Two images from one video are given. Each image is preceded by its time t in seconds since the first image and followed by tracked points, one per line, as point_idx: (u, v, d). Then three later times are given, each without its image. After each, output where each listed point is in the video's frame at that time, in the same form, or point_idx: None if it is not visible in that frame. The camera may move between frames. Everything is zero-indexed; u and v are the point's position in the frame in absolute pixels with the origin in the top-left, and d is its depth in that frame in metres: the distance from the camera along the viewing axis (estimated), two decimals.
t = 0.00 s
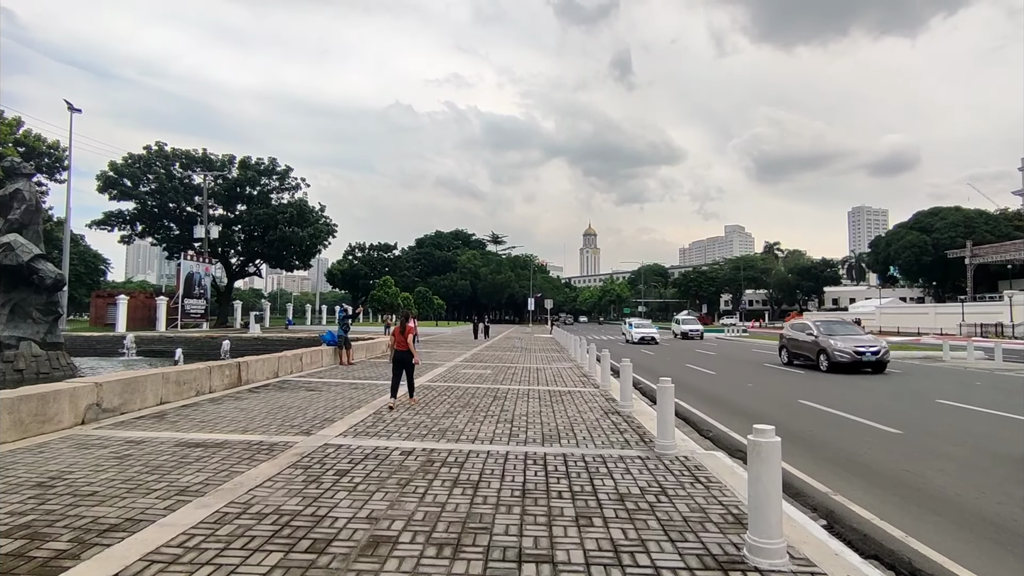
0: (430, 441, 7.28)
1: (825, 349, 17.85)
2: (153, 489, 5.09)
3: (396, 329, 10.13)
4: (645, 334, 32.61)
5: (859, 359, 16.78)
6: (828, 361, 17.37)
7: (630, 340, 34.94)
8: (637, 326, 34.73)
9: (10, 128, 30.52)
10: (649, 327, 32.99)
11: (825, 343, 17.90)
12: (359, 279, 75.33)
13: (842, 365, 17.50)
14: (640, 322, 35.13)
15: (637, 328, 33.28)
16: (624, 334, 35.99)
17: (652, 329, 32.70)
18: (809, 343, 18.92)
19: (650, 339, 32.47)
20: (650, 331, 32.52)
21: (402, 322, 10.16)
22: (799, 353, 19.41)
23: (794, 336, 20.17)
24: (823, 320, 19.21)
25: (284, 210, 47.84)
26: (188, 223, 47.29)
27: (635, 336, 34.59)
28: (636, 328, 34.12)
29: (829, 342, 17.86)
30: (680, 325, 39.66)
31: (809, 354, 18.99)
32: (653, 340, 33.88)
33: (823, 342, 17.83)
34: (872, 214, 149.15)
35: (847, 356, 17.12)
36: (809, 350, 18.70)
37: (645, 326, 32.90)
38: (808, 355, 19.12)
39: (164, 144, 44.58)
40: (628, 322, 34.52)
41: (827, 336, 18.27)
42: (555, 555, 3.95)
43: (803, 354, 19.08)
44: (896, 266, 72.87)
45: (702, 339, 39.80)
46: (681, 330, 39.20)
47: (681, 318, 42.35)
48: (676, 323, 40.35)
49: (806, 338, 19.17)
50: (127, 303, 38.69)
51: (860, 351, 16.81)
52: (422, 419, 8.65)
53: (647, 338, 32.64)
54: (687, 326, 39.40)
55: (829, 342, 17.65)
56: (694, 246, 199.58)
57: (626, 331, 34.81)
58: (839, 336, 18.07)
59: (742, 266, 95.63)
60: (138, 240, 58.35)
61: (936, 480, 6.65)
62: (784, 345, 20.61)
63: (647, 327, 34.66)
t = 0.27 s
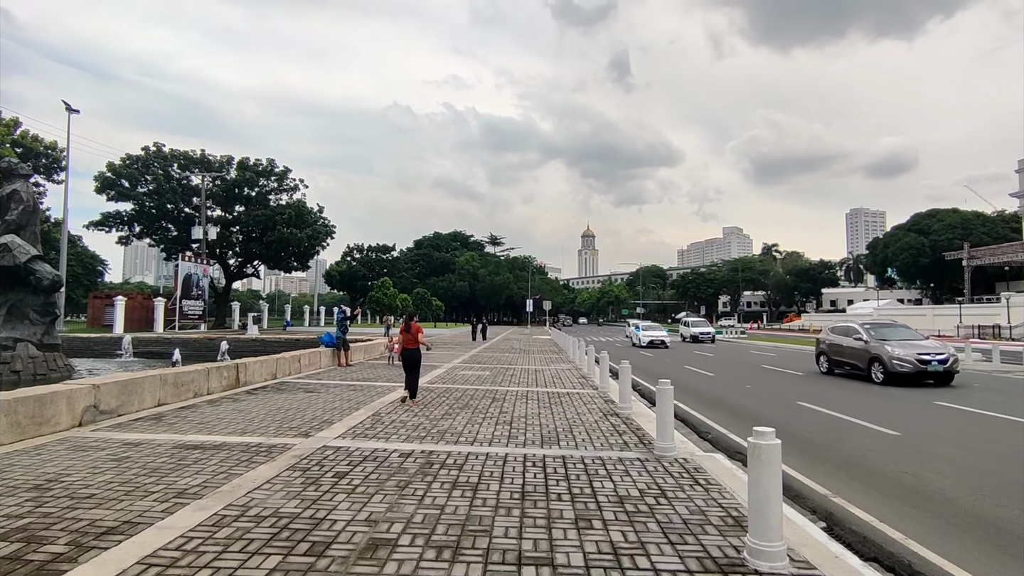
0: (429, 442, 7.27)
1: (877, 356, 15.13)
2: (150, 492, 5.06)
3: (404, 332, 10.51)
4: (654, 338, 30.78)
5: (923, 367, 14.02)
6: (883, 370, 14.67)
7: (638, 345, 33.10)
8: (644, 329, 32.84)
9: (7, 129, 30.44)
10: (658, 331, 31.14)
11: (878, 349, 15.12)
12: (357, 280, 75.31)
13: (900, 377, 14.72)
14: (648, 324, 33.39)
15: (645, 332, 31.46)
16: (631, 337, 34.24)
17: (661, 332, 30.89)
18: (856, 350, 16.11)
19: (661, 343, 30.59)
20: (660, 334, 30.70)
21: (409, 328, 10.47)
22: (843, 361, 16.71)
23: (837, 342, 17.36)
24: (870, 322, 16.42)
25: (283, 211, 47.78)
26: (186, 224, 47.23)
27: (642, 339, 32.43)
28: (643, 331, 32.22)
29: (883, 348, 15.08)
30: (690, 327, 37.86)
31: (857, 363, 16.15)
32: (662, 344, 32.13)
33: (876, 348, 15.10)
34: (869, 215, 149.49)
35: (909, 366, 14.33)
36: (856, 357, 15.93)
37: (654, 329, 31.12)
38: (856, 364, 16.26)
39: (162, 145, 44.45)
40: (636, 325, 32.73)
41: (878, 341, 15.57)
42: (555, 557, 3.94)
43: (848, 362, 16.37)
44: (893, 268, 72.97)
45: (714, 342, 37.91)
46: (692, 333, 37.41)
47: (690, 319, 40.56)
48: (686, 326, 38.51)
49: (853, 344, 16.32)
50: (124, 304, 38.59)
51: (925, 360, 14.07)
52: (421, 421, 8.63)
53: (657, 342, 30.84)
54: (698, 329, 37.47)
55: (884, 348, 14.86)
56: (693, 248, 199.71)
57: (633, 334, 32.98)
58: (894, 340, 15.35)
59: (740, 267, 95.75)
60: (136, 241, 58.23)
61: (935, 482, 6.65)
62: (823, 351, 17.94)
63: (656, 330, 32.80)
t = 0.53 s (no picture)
0: (425, 444, 7.26)
1: (953, 366, 12.98)
2: (146, 494, 5.04)
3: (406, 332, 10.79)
4: (662, 341, 28.73)
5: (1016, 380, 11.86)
6: (963, 383, 12.50)
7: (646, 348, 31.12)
8: (653, 331, 30.80)
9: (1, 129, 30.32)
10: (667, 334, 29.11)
11: (952, 357, 12.99)
12: (354, 281, 75.27)
13: (982, 391, 12.59)
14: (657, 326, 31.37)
15: (653, 335, 29.45)
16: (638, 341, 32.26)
17: (671, 336, 28.87)
18: (921, 359, 13.97)
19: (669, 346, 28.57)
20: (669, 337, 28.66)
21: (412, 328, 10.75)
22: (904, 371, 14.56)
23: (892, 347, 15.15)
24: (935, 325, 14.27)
25: (279, 212, 47.71)
26: (182, 224, 47.11)
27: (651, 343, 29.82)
28: (651, 334, 30.18)
29: (959, 356, 12.96)
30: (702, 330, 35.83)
31: (922, 373, 13.98)
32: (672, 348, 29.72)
33: (951, 357, 12.99)
34: (865, 217, 150.06)
35: (996, 379, 12.21)
36: (924, 368, 13.80)
37: (663, 332, 29.11)
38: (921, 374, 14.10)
39: (158, 145, 44.30)
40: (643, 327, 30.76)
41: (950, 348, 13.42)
42: (551, 558, 3.94)
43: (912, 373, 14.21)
44: (889, 270, 73.23)
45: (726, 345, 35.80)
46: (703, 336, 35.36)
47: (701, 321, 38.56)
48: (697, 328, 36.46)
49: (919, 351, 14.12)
50: (119, 305, 38.48)
51: (1017, 371, 11.92)
52: (417, 423, 8.62)
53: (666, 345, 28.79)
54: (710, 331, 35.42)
55: (962, 357, 12.76)
56: (689, 249, 200.16)
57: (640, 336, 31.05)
58: (969, 346, 13.21)
59: (737, 269, 95.97)
60: (131, 242, 58.05)
61: (929, 483, 6.70)
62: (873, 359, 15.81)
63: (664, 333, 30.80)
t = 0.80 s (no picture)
0: (419, 444, 7.25)
1: None
2: (137, 495, 5.01)
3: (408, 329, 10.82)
4: (672, 345, 26.26)
5: None
6: None
7: (651, 351, 28.72)
8: (660, 333, 28.33)
9: None
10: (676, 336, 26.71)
11: None
12: (348, 281, 75.13)
13: None
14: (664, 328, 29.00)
15: (660, 337, 26.97)
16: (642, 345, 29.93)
17: (681, 339, 26.57)
18: (1011, 369, 10.92)
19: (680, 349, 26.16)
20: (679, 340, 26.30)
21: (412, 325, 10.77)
22: (984, 384, 11.51)
23: (971, 356, 11.85)
24: None
25: (273, 212, 47.55)
26: (175, 224, 46.83)
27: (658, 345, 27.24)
28: (659, 336, 27.70)
29: None
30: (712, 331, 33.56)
31: (1015, 388, 10.85)
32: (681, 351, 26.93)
33: None
34: (857, 219, 151.01)
35: None
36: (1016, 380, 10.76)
37: (672, 334, 26.70)
38: (1019, 391, 10.83)
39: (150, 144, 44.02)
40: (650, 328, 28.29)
41: None
42: (544, 559, 3.94)
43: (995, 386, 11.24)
44: (881, 271, 73.71)
45: (737, 349, 33.55)
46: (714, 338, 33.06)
47: (711, 324, 36.33)
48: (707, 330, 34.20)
49: (1017, 361, 10.82)
50: (111, 305, 38.23)
51: None
52: (411, 423, 8.62)
53: (675, 349, 26.40)
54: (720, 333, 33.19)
55: None
56: (683, 250, 200.90)
57: (645, 338, 28.68)
58: None
59: (731, 270, 96.31)
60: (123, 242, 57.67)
61: (920, 482, 6.76)
62: (936, 368, 12.76)
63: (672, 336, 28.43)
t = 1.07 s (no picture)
0: (411, 445, 7.25)
1: None
2: (126, 496, 4.98)
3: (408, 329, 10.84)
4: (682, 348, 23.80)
5: None
6: None
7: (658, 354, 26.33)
8: (667, 335, 25.90)
9: None
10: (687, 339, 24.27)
11: None
12: (339, 281, 74.88)
13: None
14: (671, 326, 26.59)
15: (669, 339, 24.49)
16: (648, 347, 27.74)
17: (691, 342, 24.15)
18: None
19: (691, 353, 23.73)
20: (690, 343, 23.85)
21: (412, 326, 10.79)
22: None
23: None
24: None
25: (264, 212, 47.30)
26: (164, 223, 46.46)
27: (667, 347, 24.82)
28: (667, 338, 25.26)
29: None
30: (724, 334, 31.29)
31: None
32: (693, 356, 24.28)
33: None
34: (847, 221, 152.22)
35: None
36: None
37: (682, 337, 24.29)
38: None
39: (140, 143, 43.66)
40: (657, 330, 25.89)
41: None
42: (536, 558, 3.95)
43: None
44: (870, 273, 74.32)
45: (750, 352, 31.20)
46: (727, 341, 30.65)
47: (721, 323, 34.01)
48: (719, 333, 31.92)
49: None
50: (99, 304, 37.88)
51: None
52: (403, 423, 8.60)
53: (686, 352, 23.95)
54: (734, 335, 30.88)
55: None
56: (674, 251, 201.81)
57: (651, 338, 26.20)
58: None
59: (722, 271, 96.79)
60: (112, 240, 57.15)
61: (909, 482, 6.82)
62: None
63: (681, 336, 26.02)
